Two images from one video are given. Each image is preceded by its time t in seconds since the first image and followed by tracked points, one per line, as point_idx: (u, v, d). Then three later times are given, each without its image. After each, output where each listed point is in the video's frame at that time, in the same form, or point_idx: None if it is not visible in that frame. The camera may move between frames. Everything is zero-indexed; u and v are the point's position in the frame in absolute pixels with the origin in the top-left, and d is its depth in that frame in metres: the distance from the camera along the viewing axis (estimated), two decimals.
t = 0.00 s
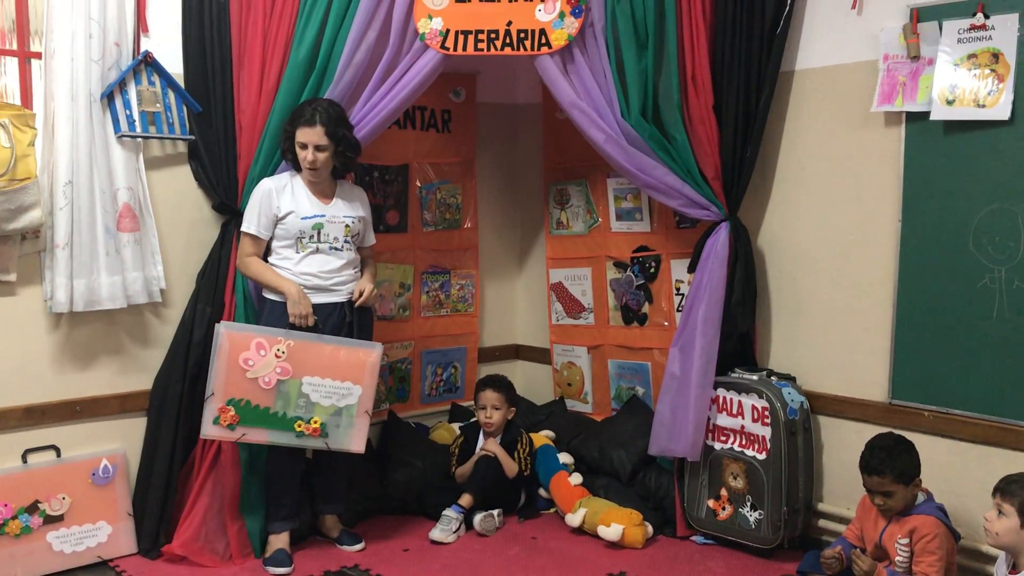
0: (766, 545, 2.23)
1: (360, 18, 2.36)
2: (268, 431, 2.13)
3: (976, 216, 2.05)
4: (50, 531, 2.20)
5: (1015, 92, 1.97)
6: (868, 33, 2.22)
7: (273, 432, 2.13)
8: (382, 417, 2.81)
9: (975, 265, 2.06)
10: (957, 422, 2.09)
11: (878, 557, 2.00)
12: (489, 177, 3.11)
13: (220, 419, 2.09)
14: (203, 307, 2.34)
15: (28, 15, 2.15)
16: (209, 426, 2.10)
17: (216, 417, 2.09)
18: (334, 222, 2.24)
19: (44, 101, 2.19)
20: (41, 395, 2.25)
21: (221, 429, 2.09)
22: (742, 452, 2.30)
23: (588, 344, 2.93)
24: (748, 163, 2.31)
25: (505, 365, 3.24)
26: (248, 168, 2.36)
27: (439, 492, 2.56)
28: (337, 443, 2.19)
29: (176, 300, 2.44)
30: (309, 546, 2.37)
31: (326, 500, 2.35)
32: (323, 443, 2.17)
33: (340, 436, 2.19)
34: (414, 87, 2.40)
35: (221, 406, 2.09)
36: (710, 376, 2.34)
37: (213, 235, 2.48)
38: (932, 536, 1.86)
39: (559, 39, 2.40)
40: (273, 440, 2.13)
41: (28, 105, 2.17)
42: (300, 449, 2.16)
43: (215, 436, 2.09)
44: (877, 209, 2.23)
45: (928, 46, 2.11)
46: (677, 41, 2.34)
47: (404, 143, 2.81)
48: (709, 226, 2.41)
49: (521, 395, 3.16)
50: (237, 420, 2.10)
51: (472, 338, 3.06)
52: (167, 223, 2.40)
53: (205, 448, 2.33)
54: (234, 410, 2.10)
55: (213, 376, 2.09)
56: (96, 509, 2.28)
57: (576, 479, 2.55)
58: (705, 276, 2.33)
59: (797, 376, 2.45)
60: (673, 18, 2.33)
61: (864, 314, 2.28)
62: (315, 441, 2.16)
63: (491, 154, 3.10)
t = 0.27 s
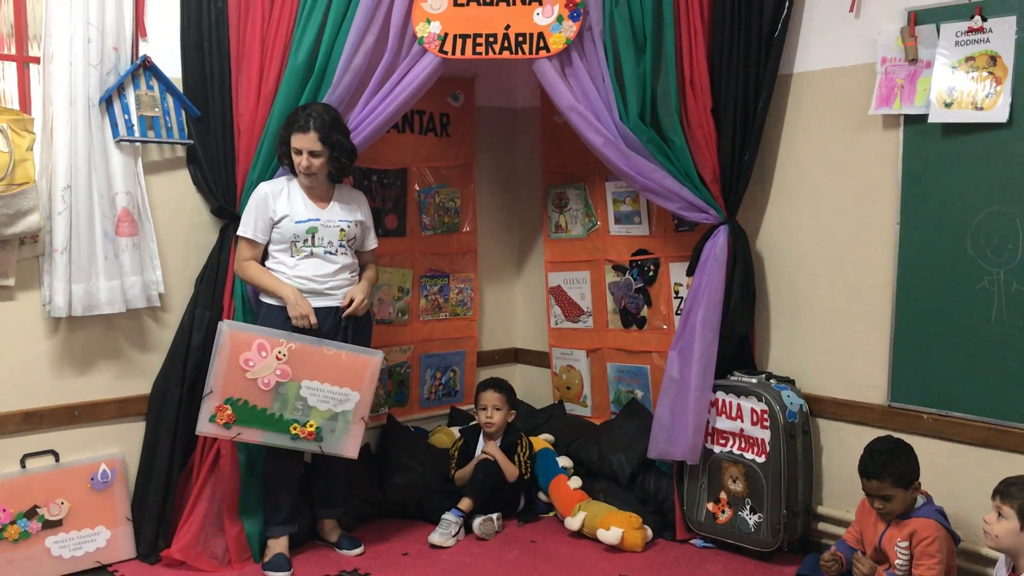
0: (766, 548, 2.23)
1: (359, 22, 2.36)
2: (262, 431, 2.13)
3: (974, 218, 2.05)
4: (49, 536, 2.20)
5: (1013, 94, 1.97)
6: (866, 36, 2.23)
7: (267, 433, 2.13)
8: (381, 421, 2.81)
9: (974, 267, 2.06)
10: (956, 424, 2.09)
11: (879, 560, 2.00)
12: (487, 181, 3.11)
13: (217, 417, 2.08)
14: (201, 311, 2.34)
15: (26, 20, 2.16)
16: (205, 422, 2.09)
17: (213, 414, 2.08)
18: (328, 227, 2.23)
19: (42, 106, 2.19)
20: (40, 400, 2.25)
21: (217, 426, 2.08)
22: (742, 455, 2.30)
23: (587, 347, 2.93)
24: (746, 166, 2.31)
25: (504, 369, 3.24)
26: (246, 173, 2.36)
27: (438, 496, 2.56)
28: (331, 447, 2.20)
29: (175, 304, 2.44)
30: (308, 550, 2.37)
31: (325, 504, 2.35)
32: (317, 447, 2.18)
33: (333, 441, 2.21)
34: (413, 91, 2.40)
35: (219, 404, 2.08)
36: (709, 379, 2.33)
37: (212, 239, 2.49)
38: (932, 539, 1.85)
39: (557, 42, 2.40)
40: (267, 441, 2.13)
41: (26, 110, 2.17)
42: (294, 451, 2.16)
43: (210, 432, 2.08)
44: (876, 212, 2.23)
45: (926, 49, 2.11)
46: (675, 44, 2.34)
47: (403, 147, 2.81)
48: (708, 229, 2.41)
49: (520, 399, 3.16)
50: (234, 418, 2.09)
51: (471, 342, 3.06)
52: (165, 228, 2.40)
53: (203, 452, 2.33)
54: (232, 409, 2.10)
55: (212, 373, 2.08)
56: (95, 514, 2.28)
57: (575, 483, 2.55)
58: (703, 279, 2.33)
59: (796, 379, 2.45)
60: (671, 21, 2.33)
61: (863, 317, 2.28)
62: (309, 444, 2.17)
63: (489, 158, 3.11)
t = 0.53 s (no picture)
0: (765, 550, 2.23)
1: (357, 24, 2.35)
2: (276, 435, 2.14)
3: (973, 219, 2.05)
4: (48, 541, 2.19)
5: (1011, 95, 1.97)
6: (864, 37, 2.22)
7: (282, 436, 2.14)
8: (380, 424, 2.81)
9: (973, 268, 2.05)
10: (956, 426, 2.09)
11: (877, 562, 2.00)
12: (486, 183, 3.11)
13: (228, 423, 2.11)
14: (200, 315, 2.34)
15: (23, 24, 2.15)
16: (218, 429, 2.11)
17: (224, 420, 2.10)
18: (325, 230, 2.23)
19: (40, 110, 2.18)
20: (38, 405, 2.25)
21: (230, 432, 2.11)
22: (741, 457, 2.30)
23: (586, 350, 2.92)
24: (745, 168, 2.31)
25: (503, 371, 3.23)
26: (244, 176, 2.35)
27: (437, 499, 2.56)
28: (346, 447, 2.20)
29: (173, 308, 2.43)
30: (307, 554, 2.37)
31: (324, 508, 2.35)
32: (331, 447, 2.18)
33: (349, 440, 2.20)
34: (411, 94, 2.40)
35: (230, 410, 2.10)
36: (708, 381, 2.33)
37: (210, 243, 2.48)
38: (928, 542, 1.85)
39: (555, 45, 2.40)
40: (281, 444, 2.14)
41: (23, 114, 2.16)
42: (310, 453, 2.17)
43: (224, 439, 2.10)
44: (874, 213, 2.23)
45: (924, 50, 2.11)
46: (673, 46, 2.34)
47: (401, 150, 2.81)
48: (707, 231, 2.41)
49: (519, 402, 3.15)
50: (246, 423, 2.11)
51: (470, 344, 3.06)
52: (163, 232, 2.40)
53: (202, 456, 2.33)
54: (243, 414, 2.11)
55: (221, 381, 2.10)
56: (93, 519, 2.27)
57: (575, 485, 2.55)
58: (702, 281, 2.33)
59: (795, 381, 2.44)
60: (668, 23, 2.33)
61: (862, 319, 2.27)
62: (323, 445, 2.17)
63: (487, 160, 3.10)
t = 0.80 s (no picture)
0: (763, 548, 2.23)
1: (352, 24, 2.35)
2: (307, 429, 2.17)
3: (969, 217, 2.05)
4: (45, 543, 2.19)
5: (1006, 93, 1.97)
6: (859, 35, 2.23)
7: (313, 429, 2.17)
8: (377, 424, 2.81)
9: (969, 266, 2.06)
10: (952, 423, 2.09)
11: (872, 560, 2.00)
12: (482, 183, 3.11)
13: (258, 425, 2.15)
14: (197, 316, 2.34)
15: (18, 25, 2.15)
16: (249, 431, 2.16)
17: (254, 423, 2.14)
18: (320, 230, 2.23)
19: (36, 111, 2.18)
20: (34, 406, 2.24)
21: (262, 433, 2.15)
22: (739, 455, 2.30)
23: (583, 349, 2.92)
24: (741, 167, 2.31)
25: (500, 371, 3.23)
26: (240, 176, 2.35)
27: (435, 499, 2.55)
28: (378, 431, 2.22)
29: (170, 309, 2.43)
30: (306, 555, 2.37)
31: (322, 508, 2.35)
32: (364, 434, 2.21)
33: (379, 424, 2.22)
34: (407, 94, 2.40)
35: (257, 411, 2.15)
36: (706, 380, 2.33)
37: (206, 244, 2.48)
38: (922, 538, 1.85)
39: (552, 44, 2.39)
40: (315, 437, 2.17)
41: (19, 115, 2.16)
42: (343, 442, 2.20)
43: (258, 441, 2.15)
44: (871, 212, 2.23)
45: (920, 48, 2.11)
46: (669, 46, 2.34)
47: (397, 149, 2.81)
48: (703, 230, 2.41)
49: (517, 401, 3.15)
50: (277, 423, 2.15)
51: (467, 344, 3.05)
52: (160, 233, 2.40)
53: (200, 458, 2.32)
54: (271, 413, 2.15)
55: (245, 385, 2.15)
56: (91, 521, 2.27)
57: (572, 485, 2.55)
58: (700, 280, 2.33)
59: (792, 379, 2.45)
60: (665, 22, 2.33)
61: (859, 317, 2.28)
62: (355, 433, 2.20)
63: (484, 160, 3.10)
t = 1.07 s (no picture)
0: (757, 543, 2.24)
1: (347, 20, 2.35)
2: (319, 426, 2.19)
3: (963, 212, 2.06)
4: (39, 540, 2.19)
5: (1000, 88, 1.97)
6: (854, 31, 2.23)
7: (325, 425, 2.19)
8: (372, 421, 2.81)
9: (963, 261, 2.06)
10: (946, 418, 2.10)
11: (865, 554, 2.01)
12: (477, 179, 3.10)
13: (270, 426, 2.15)
14: (191, 312, 2.33)
15: (11, 21, 2.14)
16: (262, 434, 2.16)
17: (265, 425, 2.15)
18: (310, 226, 2.22)
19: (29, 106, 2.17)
20: (29, 403, 2.24)
21: (275, 434, 2.15)
22: (733, 451, 2.30)
23: (578, 345, 2.93)
24: (736, 162, 2.31)
25: (495, 367, 3.23)
26: (234, 173, 2.34)
27: (431, 495, 2.56)
28: (390, 421, 2.24)
29: (164, 306, 2.42)
30: (301, 551, 2.37)
31: (317, 505, 2.34)
32: (376, 424, 2.24)
33: (391, 413, 2.25)
34: (401, 90, 2.40)
35: (268, 413, 2.15)
36: (700, 375, 2.34)
37: (201, 240, 2.47)
38: (916, 533, 1.86)
39: (546, 39, 2.39)
40: (329, 432, 2.19)
41: (12, 111, 2.15)
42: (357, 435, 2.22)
43: (272, 442, 2.15)
44: (865, 207, 2.24)
45: (914, 43, 2.11)
46: (664, 41, 2.34)
47: (391, 146, 2.81)
48: (698, 226, 2.41)
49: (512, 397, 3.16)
50: (289, 422, 2.16)
51: (462, 340, 3.05)
52: (154, 229, 2.39)
53: (195, 454, 2.32)
54: (281, 413, 2.16)
55: (252, 388, 2.14)
56: (85, 517, 2.27)
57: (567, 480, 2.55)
58: (694, 275, 2.33)
59: (787, 374, 2.45)
60: (659, 18, 2.33)
61: (853, 312, 2.28)
62: (368, 424, 2.22)
63: (478, 156, 3.10)
